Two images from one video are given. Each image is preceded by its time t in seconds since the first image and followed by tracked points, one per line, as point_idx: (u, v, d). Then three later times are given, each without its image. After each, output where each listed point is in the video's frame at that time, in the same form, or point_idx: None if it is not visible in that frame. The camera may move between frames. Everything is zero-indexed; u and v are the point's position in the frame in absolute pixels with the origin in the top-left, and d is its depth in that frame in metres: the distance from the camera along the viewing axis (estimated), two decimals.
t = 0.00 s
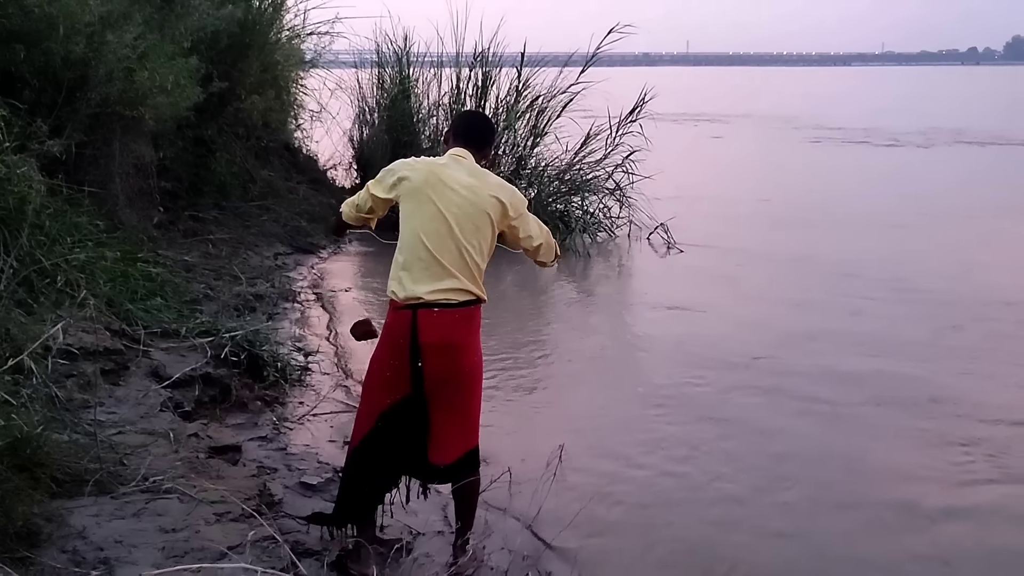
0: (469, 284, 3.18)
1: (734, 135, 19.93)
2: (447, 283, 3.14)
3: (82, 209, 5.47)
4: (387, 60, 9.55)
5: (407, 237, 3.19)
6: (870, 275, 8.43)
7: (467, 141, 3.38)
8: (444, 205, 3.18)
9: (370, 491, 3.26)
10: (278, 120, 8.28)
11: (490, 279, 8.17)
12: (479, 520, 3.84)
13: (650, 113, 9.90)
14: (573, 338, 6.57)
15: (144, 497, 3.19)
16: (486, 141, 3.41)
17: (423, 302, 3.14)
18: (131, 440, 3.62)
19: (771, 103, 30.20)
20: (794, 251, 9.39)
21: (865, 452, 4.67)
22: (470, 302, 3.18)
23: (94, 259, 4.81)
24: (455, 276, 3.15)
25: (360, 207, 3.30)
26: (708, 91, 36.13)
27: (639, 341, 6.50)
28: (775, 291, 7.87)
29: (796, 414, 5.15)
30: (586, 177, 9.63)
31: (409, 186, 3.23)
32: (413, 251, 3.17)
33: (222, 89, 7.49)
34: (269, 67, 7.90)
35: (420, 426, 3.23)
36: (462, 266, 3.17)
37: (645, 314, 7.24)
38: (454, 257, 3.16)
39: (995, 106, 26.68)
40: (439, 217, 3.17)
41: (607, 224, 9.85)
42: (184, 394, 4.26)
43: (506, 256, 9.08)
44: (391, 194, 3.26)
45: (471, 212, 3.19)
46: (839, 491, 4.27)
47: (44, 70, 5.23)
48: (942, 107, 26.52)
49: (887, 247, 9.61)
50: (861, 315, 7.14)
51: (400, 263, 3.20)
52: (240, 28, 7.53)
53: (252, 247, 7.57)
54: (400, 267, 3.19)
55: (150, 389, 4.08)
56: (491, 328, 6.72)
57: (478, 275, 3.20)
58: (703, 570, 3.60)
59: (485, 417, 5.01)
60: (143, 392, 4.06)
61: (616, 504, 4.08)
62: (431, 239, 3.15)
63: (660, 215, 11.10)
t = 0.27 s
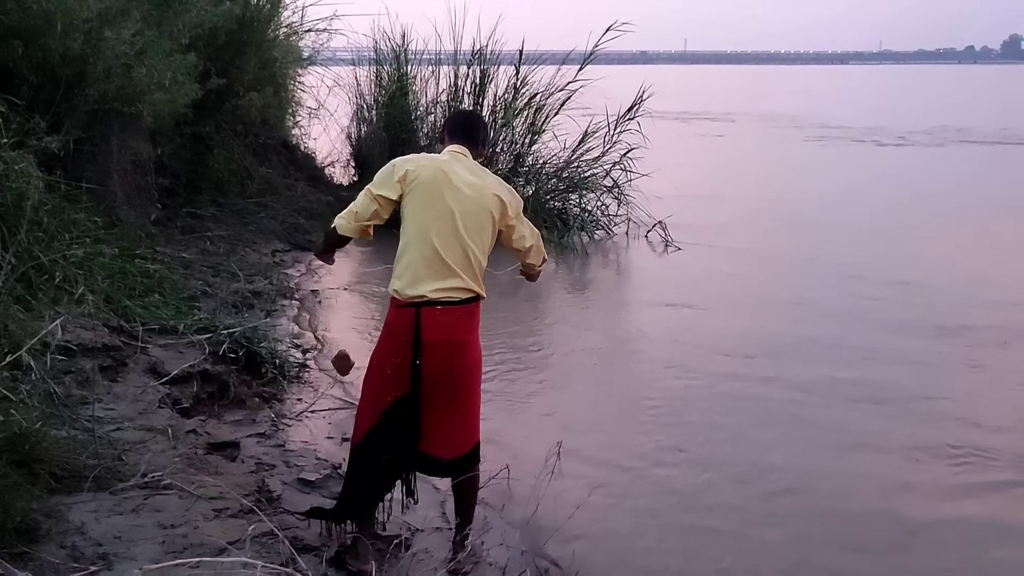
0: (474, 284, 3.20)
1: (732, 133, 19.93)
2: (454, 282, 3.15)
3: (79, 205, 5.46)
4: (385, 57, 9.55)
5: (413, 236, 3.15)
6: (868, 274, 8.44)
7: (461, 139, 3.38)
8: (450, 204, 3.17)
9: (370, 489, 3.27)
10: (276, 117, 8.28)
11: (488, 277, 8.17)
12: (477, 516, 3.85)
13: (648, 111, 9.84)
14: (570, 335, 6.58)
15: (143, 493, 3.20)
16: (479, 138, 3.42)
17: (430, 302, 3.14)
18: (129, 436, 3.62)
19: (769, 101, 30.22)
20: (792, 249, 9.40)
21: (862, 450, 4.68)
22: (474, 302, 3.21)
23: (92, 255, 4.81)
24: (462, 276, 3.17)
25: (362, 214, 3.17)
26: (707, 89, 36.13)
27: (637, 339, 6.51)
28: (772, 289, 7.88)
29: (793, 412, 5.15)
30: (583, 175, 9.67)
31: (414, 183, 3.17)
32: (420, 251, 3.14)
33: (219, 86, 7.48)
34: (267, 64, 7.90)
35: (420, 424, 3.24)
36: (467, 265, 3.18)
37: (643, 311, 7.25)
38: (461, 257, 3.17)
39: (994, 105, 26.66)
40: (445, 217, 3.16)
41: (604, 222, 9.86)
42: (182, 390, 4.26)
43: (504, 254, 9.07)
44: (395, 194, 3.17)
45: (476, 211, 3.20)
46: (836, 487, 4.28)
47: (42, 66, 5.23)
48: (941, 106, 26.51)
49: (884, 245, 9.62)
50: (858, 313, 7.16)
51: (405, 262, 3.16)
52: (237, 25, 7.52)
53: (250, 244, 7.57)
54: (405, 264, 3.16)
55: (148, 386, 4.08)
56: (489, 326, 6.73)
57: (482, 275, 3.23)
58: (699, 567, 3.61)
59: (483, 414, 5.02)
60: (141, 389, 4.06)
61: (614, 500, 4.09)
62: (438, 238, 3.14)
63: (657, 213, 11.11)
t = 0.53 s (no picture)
0: (475, 284, 3.22)
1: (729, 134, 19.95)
2: (457, 283, 3.16)
3: (75, 205, 5.46)
4: (381, 58, 9.55)
5: (417, 237, 3.14)
6: (865, 274, 8.45)
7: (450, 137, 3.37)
8: (451, 204, 3.17)
9: (372, 489, 3.27)
10: (272, 117, 8.28)
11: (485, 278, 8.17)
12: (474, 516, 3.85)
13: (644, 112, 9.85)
14: (567, 336, 6.58)
15: (140, 494, 3.19)
16: (467, 134, 3.41)
17: (433, 303, 3.14)
18: (125, 437, 3.62)
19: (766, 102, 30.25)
20: (788, 250, 9.41)
21: (858, 450, 4.68)
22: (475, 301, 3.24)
23: (88, 256, 4.81)
24: (465, 276, 3.18)
25: (365, 213, 3.06)
26: (704, 90, 36.15)
27: (634, 339, 6.51)
28: (769, 290, 7.89)
29: (789, 412, 5.16)
30: (580, 176, 9.68)
31: (416, 184, 3.14)
32: (423, 252, 3.14)
33: (216, 87, 7.48)
34: (263, 64, 7.89)
35: (421, 423, 3.25)
36: (469, 265, 3.20)
37: (640, 312, 7.26)
38: (463, 257, 3.18)
39: (991, 106, 26.69)
40: (448, 218, 3.16)
41: (601, 222, 9.86)
42: (178, 391, 4.25)
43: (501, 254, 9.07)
44: (397, 195, 3.13)
45: (476, 212, 3.21)
46: (832, 487, 4.28)
47: (38, 67, 5.24)
48: (938, 107, 26.53)
49: (880, 245, 9.63)
50: (854, 313, 7.17)
51: (407, 263, 3.15)
52: (234, 25, 7.51)
53: (247, 245, 7.56)
54: (405, 267, 3.15)
55: (145, 386, 4.08)
56: (487, 326, 6.73)
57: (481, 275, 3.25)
58: (696, 567, 3.61)
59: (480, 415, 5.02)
60: (138, 390, 4.06)
61: (611, 501, 4.09)
62: (441, 240, 3.14)
63: (654, 214, 11.12)
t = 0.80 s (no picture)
0: (473, 282, 3.24)
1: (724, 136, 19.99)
2: (458, 280, 3.17)
3: (70, 207, 5.45)
4: (377, 60, 9.55)
5: (417, 234, 3.14)
6: (860, 277, 8.46)
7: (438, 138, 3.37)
8: (449, 203, 3.18)
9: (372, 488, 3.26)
10: (267, 119, 8.27)
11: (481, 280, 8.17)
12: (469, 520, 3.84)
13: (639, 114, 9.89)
14: (563, 338, 6.58)
15: (134, 497, 3.18)
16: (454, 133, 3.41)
17: (434, 300, 3.14)
18: (120, 440, 3.61)
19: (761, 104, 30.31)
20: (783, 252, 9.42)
21: (852, 452, 4.69)
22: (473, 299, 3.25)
23: (82, 258, 4.79)
24: (463, 274, 3.19)
25: (364, 201, 3.04)
26: (699, 92, 36.21)
27: (630, 341, 6.52)
28: (764, 292, 7.90)
29: (784, 415, 5.16)
30: (575, 178, 9.69)
31: (414, 182, 3.15)
32: (424, 249, 3.14)
33: (211, 88, 7.47)
34: (258, 67, 7.88)
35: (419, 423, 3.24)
36: (467, 263, 3.21)
37: (635, 314, 7.26)
38: (461, 255, 3.19)
39: (984, 109, 26.80)
40: (444, 216, 3.16)
41: (596, 224, 9.86)
42: (173, 394, 4.24)
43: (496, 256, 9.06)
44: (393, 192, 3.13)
45: (471, 210, 3.23)
46: (826, 490, 4.29)
47: (33, 68, 5.23)
48: (932, 110, 26.59)
49: (875, 248, 9.65)
50: (849, 316, 7.18)
51: (407, 260, 3.14)
52: (228, 27, 7.50)
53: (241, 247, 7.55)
54: (404, 266, 3.15)
55: (140, 389, 4.07)
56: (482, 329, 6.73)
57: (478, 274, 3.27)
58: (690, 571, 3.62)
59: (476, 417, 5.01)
60: (132, 393, 4.05)
61: (606, 504, 4.09)
62: (441, 237, 3.15)
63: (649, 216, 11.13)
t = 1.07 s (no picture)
0: (466, 284, 3.25)
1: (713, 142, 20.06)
2: (451, 282, 3.18)
3: (57, 213, 5.42)
4: (366, 65, 9.56)
5: (409, 235, 3.15)
6: (848, 281, 8.51)
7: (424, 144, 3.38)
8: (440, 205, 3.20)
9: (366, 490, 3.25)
10: (256, 124, 8.26)
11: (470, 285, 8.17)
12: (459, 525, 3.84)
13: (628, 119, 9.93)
14: (552, 343, 6.59)
15: (122, 504, 3.17)
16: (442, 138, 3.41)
17: (428, 301, 3.14)
18: (108, 446, 3.60)
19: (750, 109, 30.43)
20: (772, 258, 9.46)
21: (841, 457, 4.71)
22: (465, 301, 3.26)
23: (70, 263, 4.77)
24: (457, 276, 3.20)
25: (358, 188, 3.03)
26: (688, 96, 36.32)
27: (619, 346, 6.53)
28: (753, 297, 7.93)
29: (772, 420, 5.18)
30: (565, 183, 9.70)
31: (405, 184, 3.17)
32: (417, 251, 3.14)
33: (199, 93, 7.45)
34: (247, 72, 7.87)
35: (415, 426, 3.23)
36: (459, 266, 3.23)
37: (625, 319, 7.28)
38: (454, 257, 3.20)
39: (971, 115, 26.99)
40: (437, 219, 3.18)
41: (586, 229, 9.88)
42: (161, 400, 4.22)
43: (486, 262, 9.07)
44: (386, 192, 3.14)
45: (462, 215, 3.26)
46: (815, 495, 4.31)
47: (20, 73, 5.22)
48: (919, 115, 26.75)
49: (863, 253, 9.70)
50: (837, 321, 7.22)
51: (401, 262, 3.14)
52: (217, 32, 7.48)
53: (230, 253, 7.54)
54: (398, 268, 3.14)
55: (128, 395, 4.05)
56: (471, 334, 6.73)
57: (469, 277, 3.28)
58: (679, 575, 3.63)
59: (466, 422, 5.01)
60: (120, 399, 4.03)
61: (595, 509, 4.10)
62: (434, 238, 3.16)
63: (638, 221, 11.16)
